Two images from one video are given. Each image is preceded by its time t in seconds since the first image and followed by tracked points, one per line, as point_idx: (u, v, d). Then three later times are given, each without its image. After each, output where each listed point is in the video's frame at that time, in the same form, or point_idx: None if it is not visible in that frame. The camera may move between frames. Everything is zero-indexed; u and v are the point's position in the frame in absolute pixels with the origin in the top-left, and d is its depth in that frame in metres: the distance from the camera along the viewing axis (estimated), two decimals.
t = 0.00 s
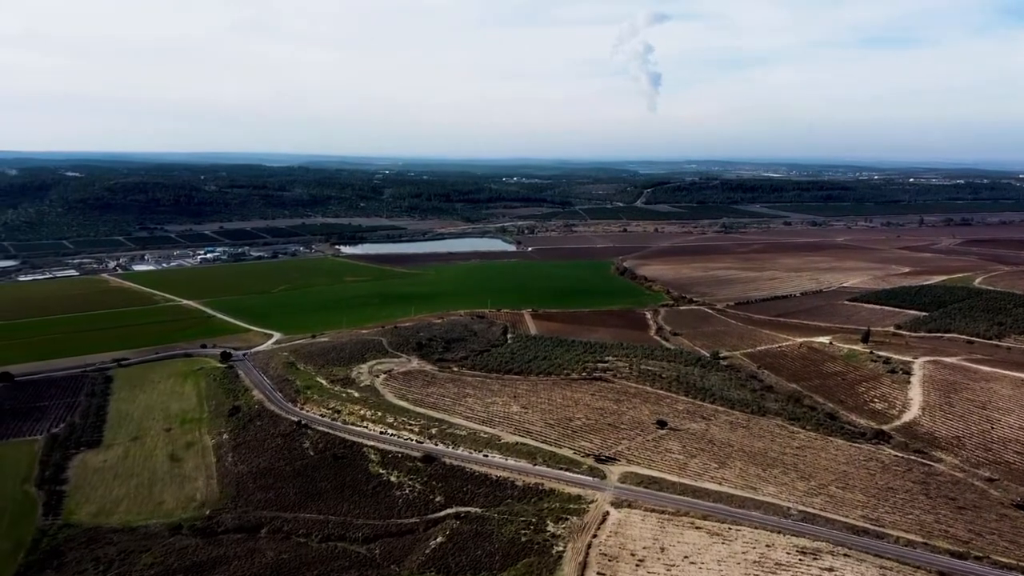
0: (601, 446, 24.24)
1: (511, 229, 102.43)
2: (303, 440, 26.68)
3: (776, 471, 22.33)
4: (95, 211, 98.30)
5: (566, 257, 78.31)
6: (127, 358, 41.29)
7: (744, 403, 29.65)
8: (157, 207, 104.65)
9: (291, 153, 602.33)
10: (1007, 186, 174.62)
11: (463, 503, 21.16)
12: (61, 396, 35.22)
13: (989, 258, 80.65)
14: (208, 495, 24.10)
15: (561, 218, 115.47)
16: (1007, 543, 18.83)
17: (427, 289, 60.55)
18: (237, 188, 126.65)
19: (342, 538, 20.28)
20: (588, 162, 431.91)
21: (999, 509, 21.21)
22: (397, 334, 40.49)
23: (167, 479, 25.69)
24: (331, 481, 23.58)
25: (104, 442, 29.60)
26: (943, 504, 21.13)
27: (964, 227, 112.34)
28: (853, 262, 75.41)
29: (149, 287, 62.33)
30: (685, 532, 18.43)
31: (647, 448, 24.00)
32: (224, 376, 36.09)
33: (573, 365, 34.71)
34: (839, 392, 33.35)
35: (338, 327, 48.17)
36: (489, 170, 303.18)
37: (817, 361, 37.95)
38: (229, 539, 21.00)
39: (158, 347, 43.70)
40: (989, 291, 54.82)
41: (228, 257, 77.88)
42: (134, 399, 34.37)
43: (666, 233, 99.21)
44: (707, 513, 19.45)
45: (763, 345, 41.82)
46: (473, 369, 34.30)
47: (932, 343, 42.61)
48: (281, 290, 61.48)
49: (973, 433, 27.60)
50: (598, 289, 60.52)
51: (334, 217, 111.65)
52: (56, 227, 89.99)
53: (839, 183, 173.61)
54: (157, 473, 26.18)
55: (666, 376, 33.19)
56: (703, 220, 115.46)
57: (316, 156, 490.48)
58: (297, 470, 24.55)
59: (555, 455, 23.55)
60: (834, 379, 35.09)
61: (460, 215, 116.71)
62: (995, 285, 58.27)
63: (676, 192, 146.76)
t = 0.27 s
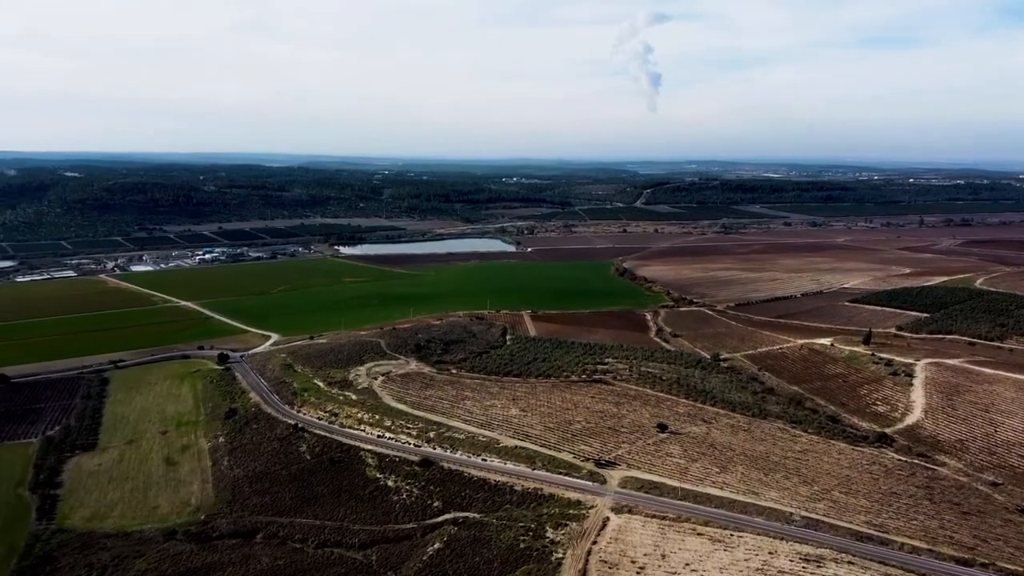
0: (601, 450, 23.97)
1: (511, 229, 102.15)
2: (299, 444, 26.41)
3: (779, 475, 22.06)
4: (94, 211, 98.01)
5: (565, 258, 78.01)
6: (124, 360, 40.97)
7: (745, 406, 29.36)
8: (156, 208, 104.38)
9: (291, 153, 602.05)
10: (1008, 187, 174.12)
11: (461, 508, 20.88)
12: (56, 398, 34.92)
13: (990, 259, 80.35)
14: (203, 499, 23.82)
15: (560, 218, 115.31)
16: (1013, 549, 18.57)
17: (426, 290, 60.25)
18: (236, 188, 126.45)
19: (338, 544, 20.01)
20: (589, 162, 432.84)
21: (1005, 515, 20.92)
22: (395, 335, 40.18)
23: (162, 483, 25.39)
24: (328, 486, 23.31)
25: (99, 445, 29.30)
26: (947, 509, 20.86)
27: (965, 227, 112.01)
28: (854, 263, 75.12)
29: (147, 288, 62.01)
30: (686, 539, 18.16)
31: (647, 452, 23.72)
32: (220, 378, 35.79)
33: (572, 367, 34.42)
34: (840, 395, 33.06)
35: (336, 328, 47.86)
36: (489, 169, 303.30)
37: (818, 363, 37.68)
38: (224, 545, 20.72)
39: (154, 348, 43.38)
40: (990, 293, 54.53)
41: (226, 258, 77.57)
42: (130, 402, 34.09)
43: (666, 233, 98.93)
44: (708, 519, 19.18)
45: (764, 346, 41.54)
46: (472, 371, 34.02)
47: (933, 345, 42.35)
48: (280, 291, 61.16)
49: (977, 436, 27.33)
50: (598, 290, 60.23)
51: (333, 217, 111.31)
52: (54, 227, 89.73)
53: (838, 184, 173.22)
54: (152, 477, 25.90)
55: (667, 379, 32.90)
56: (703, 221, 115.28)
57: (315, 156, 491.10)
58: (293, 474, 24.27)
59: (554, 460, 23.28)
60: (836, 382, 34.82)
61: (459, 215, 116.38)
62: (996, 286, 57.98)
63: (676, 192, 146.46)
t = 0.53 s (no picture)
0: (600, 454, 23.70)
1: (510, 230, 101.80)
2: (296, 447, 26.12)
3: (781, 480, 21.78)
4: (92, 211, 97.70)
5: (565, 258, 77.70)
6: (120, 361, 40.66)
7: (746, 408, 29.08)
8: (155, 208, 104.08)
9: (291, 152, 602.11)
10: (1008, 187, 173.69)
11: (459, 513, 20.61)
12: (52, 400, 34.62)
13: (991, 259, 80.04)
14: (198, 503, 23.54)
15: (560, 218, 115.11)
16: (1018, 555, 18.29)
17: (425, 290, 59.93)
18: (235, 188, 126.22)
19: (334, 549, 19.73)
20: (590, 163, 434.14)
21: (1010, 520, 20.65)
22: (394, 337, 39.90)
23: (157, 487, 25.10)
24: (324, 490, 23.02)
25: (94, 448, 29.01)
26: (952, 515, 20.59)
27: (965, 228, 111.63)
28: (855, 264, 74.82)
29: (145, 289, 61.68)
30: (687, 546, 17.89)
31: (648, 456, 23.45)
32: (217, 380, 35.50)
33: (572, 369, 34.13)
34: (842, 397, 32.78)
35: (334, 329, 47.56)
36: (489, 169, 303.06)
37: (820, 364, 37.40)
38: (219, 550, 20.43)
39: (151, 350, 43.06)
40: (992, 294, 54.24)
41: (225, 258, 77.25)
42: (126, 404, 33.79)
43: (666, 234, 98.63)
44: (710, 525, 18.90)
45: (765, 348, 41.25)
46: (471, 373, 33.73)
47: (935, 346, 42.09)
48: (278, 291, 60.83)
49: (980, 440, 27.06)
50: (597, 291, 59.92)
51: (332, 218, 110.96)
52: (53, 227, 89.43)
53: (838, 184, 172.85)
54: (147, 481, 25.61)
55: (667, 381, 32.62)
56: (703, 221, 115.07)
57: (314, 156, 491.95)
58: (290, 478, 23.99)
59: (554, 464, 23.00)
60: (837, 384, 34.55)
61: (458, 216, 116.04)
62: (998, 287, 57.69)
63: (676, 193, 146.15)
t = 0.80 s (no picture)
0: (601, 458, 23.43)
1: (509, 230, 101.52)
2: (293, 451, 25.85)
3: (783, 484, 21.53)
4: (91, 212, 97.33)
5: (565, 259, 77.40)
6: (118, 363, 40.36)
7: (748, 411, 28.81)
8: (153, 208, 103.80)
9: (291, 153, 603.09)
10: (1008, 188, 173.81)
11: (457, 519, 20.33)
12: (48, 402, 34.30)
13: (991, 260, 79.74)
14: (194, 508, 23.26)
15: (559, 218, 114.89)
16: None
17: (424, 291, 59.61)
18: (234, 189, 125.98)
19: (331, 556, 19.45)
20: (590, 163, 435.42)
21: (1016, 525, 20.39)
22: (392, 338, 39.60)
23: (152, 492, 24.79)
24: (321, 494, 22.76)
25: (90, 451, 28.70)
26: (957, 520, 20.33)
27: (965, 228, 111.34)
28: (855, 264, 74.56)
29: (143, 290, 61.35)
30: (689, 552, 17.62)
31: (649, 460, 23.16)
32: (214, 382, 35.20)
33: (571, 371, 33.85)
34: (844, 400, 32.50)
35: (333, 331, 47.24)
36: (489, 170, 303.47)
37: (821, 366, 37.10)
38: (214, 556, 20.14)
39: (149, 351, 42.76)
40: (994, 295, 53.96)
41: (223, 259, 76.94)
42: (122, 406, 33.49)
43: (666, 234, 98.34)
44: (712, 530, 18.62)
45: (766, 349, 40.96)
46: (469, 376, 33.44)
47: (937, 348, 41.84)
48: (277, 292, 60.50)
49: (984, 443, 26.80)
50: (597, 292, 59.61)
51: (331, 218, 110.66)
52: (51, 228, 89.13)
53: (838, 184, 172.64)
54: (143, 485, 25.32)
55: (667, 383, 32.33)
56: (703, 222, 114.83)
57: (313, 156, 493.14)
58: (286, 482, 23.71)
59: (554, 468, 22.72)
60: (839, 386, 34.27)
61: (458, 216, 115.70)
62: (999, 288, 57.41)
63: (675, 193, 145.92)
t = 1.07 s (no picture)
0: (601, 462, 23.16)
1: (509, 230, 101.25)
2: (290, 454, 25.56)
3: (786, 489, 21.26)
4: (89, 212, 97.00)
5: (565, 260, 77.13)
6: (115, 364, 40.08)
7: (750, 414, 28.54)
8: (152, 208, 103.50)
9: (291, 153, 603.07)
10: (1009, 188, 173.76)
11: (456, 524, 20.05)
12: (44, 404, 34.02)
13: (992, 261, 79.48)
14: (189, 512, 22.98)
15: (559, 219, 114.62)
16: None
17: (424, 292, 59.32)
18: (234, 189, 125.70)
19: (327, 561, 19.19)
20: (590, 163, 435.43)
21: (1022, 531, 20.12)
22: (391, 340, 39.32)
23: (148, 495, 24.51)
24: (318, 499, 22.48)
25: (85, 454, 28.42)
26: (962, 525, 20.07)
27: (966, 229, 111.08)
28: (856, 265, 74.30)
29: (141, 290, 61.05)
30: (691, 559, 17.35)
31: (650, 464, 22.90)
32: (212, 384, 34.91)
33: (571, 373, 33.57)
34: (847, 402, 32.21)
35: (332, 332, 46.95)
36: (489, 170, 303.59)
37: (823, 368, 36.83)
38: (209, 562, 19.85)
39: (146, 352, 42.47)
40: (995, 296, 53.72)
41: (222, 260, 76.66)
42: (118, 408, 33.20)
43: (666, 235, 98.10)
44: (714, 537, 18.35)
45: (767, 351, 40.69)
46: (469, 378, 33.15)
47: (939, 350, 41.57)
48: (276, 293, 60.22)
49: (988, 446, 26.53)
50: (597, 293, 59.37)
51: (331, 219, 110.38)
52: (50, 228, 88.83)
53: (838, 185, 172.38)
54: (138, 488, 25.03)
55: (668, 385, 32.05)
56: (703, 222, 114.52)
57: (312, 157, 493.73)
58: (283, 486, 23.44)
59: (554, 472, 22.47)
60: (841, 388, 34.01)
61: (457, 216, 115.45)
62: (1001, 289, 57.18)
63: (675, 193, 145.64)
